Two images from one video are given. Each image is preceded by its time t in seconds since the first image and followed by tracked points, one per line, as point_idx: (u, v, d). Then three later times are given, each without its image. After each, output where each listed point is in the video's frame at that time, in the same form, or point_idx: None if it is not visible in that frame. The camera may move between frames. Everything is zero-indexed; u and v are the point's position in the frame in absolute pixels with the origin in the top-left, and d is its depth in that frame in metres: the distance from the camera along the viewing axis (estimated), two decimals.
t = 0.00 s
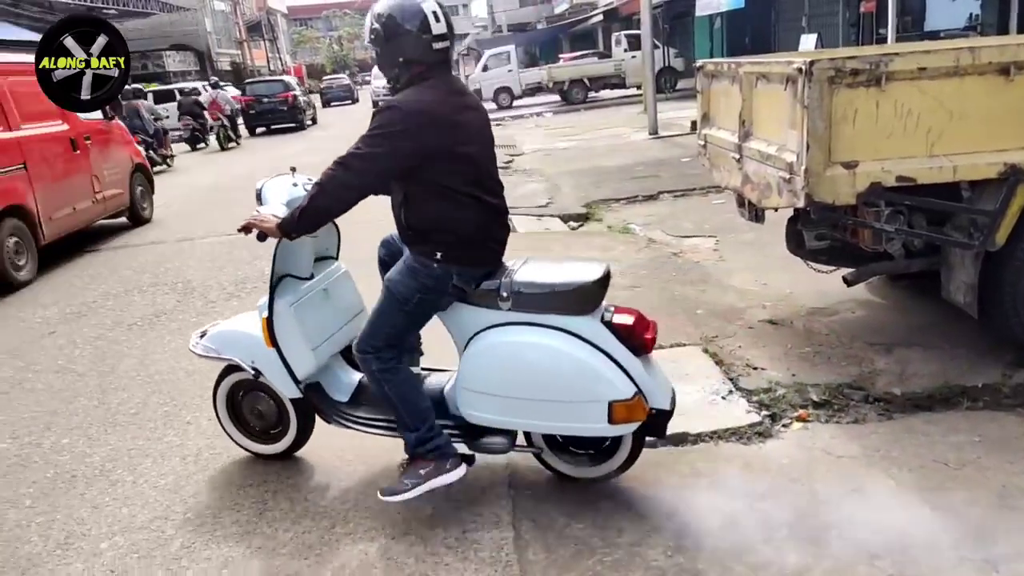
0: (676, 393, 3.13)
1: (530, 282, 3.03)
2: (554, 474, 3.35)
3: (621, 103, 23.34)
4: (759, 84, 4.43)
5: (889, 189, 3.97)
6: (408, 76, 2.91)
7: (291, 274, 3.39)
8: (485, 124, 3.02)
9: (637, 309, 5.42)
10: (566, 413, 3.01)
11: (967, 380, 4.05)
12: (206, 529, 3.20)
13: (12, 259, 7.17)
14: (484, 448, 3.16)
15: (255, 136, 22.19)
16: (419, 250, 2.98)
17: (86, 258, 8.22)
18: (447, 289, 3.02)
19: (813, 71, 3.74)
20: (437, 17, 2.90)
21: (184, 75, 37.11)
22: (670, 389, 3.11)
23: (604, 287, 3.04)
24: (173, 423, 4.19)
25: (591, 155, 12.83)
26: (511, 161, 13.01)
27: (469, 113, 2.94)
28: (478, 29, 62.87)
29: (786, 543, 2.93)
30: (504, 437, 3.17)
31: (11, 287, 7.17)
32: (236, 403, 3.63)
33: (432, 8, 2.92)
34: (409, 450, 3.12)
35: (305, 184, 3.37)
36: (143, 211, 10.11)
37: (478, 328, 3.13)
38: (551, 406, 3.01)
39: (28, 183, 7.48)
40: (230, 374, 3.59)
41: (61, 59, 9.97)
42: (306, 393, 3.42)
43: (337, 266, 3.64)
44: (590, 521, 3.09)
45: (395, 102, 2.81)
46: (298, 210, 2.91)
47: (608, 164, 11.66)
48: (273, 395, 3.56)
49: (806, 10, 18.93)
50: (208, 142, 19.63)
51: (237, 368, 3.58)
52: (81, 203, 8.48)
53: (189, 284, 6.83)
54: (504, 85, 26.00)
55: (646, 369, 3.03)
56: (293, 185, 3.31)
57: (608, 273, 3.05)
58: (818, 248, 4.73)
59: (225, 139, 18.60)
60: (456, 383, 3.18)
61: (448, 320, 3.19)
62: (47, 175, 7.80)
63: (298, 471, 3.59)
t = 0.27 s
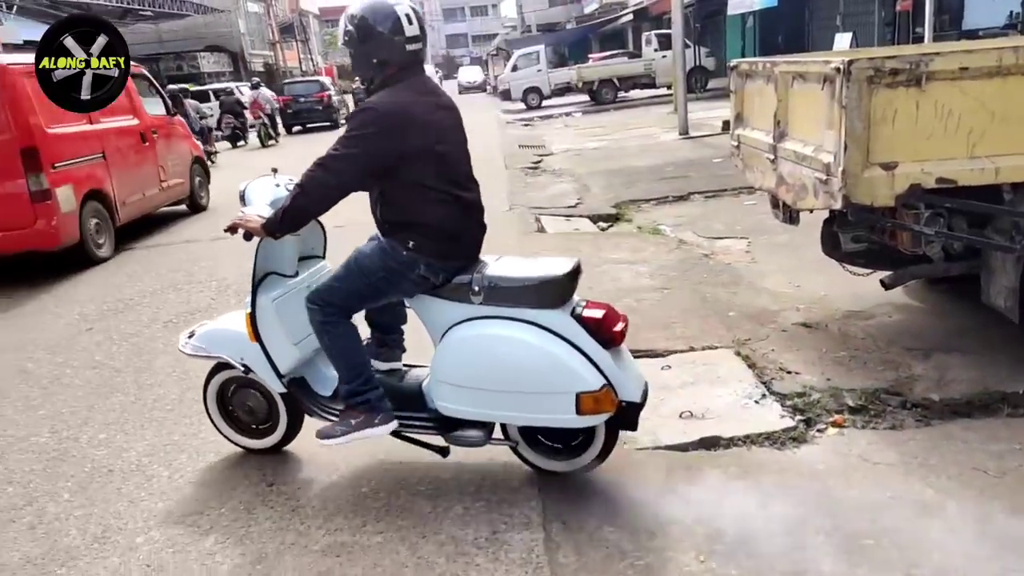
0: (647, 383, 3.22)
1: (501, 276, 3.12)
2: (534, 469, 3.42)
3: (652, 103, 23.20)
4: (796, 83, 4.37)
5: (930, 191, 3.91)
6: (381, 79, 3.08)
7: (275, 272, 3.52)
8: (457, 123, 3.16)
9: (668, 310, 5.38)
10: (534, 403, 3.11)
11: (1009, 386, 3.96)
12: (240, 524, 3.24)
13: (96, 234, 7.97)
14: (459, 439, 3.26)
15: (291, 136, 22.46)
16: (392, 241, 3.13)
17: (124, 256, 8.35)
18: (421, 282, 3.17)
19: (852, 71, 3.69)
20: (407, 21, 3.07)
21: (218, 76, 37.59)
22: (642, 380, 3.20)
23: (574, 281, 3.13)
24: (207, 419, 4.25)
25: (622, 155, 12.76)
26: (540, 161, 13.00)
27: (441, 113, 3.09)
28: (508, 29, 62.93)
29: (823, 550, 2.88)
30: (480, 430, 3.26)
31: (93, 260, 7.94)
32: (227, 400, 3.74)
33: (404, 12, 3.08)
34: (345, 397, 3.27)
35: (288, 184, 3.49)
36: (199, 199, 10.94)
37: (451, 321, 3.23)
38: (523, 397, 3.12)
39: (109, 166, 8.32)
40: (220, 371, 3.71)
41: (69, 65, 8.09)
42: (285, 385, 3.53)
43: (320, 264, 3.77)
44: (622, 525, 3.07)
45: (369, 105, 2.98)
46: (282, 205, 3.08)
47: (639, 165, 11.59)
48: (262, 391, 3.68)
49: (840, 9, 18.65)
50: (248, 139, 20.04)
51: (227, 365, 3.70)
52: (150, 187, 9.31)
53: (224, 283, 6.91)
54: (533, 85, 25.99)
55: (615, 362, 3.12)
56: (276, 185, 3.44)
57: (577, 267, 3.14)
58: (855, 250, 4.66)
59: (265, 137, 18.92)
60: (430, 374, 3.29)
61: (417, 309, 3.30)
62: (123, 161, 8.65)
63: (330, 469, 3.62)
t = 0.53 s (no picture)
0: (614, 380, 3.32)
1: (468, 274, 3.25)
2: (507, 468, 3.49)
3: (683, 104, 23.02)
4: (834, 84, 4.30)
5: (971, 195, 3.84)
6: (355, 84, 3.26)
7: (258, 270, 3.70)
8: (430, 128, 3.35)
9: (699, 313, 5.33)
10: (499, 398, 3.20)
11: None
12: (274, 521, 3.28)
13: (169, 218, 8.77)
14: (432, 433, 3.34)
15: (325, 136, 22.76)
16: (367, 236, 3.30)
17: (161, 254, 8.51)
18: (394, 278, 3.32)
19: (892, 72, 3.62)
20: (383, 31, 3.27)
21: (252, 77, 38.12)
22: (609, 377, 3.30)
23: (541, 280, 3.24)
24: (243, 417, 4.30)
25: (653, 156, 12.70)
26: (570, 163, 12.97)
27: (414, 118, 3.27)
28: (538, 30, 62.90)
29: (862, 560, 2.83)
30: (452, 425, 3.34)
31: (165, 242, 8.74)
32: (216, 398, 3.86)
33: (380, 24, 3.29)
34: (306, 351, 3.43)
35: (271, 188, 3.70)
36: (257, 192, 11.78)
37: (421, 318, 3.35)
38: (488, 392, 3.20)
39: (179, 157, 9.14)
40: (209, 369, 3.84)
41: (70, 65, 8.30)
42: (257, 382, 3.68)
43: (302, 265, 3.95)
44: (656, 530, 3.04)
45: (343, 109, 3.17)
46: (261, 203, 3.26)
47: (670, 166, 11.53)
48: (249, 389, 3.79)
49: (877, 9, 18.34)
50: (287, 138, 20.30)
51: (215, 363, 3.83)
52: (214, 179, 10.12)
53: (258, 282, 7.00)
54: (563, 86, 25.94)
55: (578, 359, 3.21)
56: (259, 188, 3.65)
57: (545, 267, 3.26)
58: (894, 255, 4.58)
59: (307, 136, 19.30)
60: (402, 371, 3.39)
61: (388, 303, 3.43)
62: (191, 154, 9.47)
63: (362, 468, 3.64)
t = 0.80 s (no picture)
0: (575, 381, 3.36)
1: (434, 273, 3.34)
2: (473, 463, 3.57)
3: (716, 104, 22.80)
4: (874, 84, 4.23)
5: (1015, 196, 3.74)
6: (332, 93, 3.36)
7: (242, 269, 3.84)
8: (404, 137, 3.44)
9: (733, 314, 5.28)
10: (458, 394, 3.28)
11: None
12: (309, 517, 3.32)
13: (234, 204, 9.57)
14: (397, 427, 3.43)
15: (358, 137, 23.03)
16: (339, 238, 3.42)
17: (198, 252, 8.66)
18: (363, 276, 3.44)
19: (934, 71, 3.55)
20: (361, 45, 3.37)
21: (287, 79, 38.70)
22: (569, 378, 3.35)
23: (504, 281, 3.31)
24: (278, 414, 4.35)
25: (685, 156, 12.59)
26: (601, 163, 12.93)
27: (386, 127, 3.37)
28: (569, 30, 62.81)
29: (901, 569, 2.77)
30: (419, 420, 3.42)
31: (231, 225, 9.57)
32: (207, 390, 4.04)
33: (358, 38, 3.39)
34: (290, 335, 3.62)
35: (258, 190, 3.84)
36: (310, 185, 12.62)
37: (390, 316, 3.45)
38: (447, 387, 3.28)
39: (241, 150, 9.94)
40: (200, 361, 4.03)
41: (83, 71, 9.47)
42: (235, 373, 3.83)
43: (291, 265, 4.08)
44: (689, 533, 3.01)
45: (317, 116, 3.28)
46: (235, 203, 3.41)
47: (703, 166, 11.43)
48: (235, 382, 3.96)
49: (916, 6, 17.98)
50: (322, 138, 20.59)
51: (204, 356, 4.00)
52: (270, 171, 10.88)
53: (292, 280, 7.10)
54: (594, 86, 25.86)
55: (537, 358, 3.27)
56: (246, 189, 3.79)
57: (508, 268, 3.33)
58: (935, 257, 4.48)
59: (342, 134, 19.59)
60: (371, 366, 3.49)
61: (362, 302, 3.54)
62: (252, 148, 10.27)
63: (395, 466, 3.67)
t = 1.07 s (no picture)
0: (525, 377, 3.46)
1: (393, 268, 3.48)
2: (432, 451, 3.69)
3: (743, 101, 22.58)
4: (908, 81, 4.16)
5: None
6: (302, 101, 3.55)
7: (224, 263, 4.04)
8: (370, 143, 3.60)
9: (760, 314, 5.23)
10: (409, 383, 3.41)
11: None
12: (337, 511, 3.34)
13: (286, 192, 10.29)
14: (357, 414, 3.59)
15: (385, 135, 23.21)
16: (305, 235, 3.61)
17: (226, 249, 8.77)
18: (327, 273, 3.62)
19: (971, 68, 3.48)
20: (330, 55, 3.54)
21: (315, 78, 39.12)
22: (519, 373, 3.45)
23: (458, 277, 3.43)
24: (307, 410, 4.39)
25: (713, 154, 12.49)
26: (627, 161, 12.88)
27: (350, 133, 3.53)
28: (595, 27, 62.63)
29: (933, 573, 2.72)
30: (380, 410, 3.56)
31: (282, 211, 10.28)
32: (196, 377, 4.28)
33: (327, 48, 3.56)
34: (268, 331, 3.81)
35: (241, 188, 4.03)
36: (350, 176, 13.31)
37: (352, 310, 3.61)
38: (399, 378, 3.42)
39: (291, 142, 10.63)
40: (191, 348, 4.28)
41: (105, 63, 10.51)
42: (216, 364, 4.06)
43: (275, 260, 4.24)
44: (716, 534, 2.99)
45: (284, 122, 3.47)
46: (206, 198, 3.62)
47: (730, 164, 11.33)
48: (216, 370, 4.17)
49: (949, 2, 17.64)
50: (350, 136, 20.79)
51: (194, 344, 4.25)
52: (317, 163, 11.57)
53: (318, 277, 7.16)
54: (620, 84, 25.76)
55: (486, 352, 3.38)
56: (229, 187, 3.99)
57: (464, 265, 3.46)
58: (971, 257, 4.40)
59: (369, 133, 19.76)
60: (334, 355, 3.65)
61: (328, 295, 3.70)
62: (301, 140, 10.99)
63: (423, 462, 3.69)
